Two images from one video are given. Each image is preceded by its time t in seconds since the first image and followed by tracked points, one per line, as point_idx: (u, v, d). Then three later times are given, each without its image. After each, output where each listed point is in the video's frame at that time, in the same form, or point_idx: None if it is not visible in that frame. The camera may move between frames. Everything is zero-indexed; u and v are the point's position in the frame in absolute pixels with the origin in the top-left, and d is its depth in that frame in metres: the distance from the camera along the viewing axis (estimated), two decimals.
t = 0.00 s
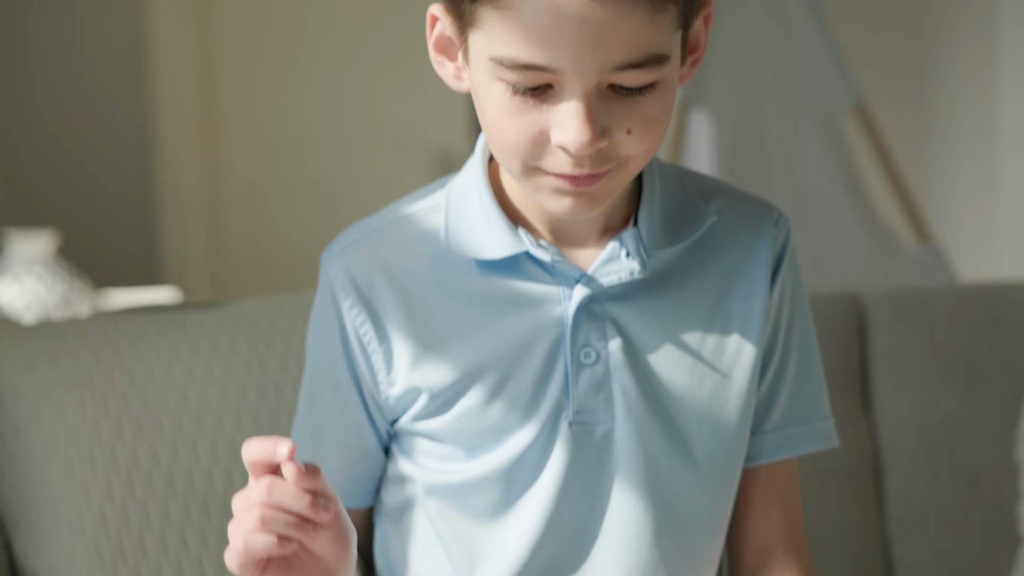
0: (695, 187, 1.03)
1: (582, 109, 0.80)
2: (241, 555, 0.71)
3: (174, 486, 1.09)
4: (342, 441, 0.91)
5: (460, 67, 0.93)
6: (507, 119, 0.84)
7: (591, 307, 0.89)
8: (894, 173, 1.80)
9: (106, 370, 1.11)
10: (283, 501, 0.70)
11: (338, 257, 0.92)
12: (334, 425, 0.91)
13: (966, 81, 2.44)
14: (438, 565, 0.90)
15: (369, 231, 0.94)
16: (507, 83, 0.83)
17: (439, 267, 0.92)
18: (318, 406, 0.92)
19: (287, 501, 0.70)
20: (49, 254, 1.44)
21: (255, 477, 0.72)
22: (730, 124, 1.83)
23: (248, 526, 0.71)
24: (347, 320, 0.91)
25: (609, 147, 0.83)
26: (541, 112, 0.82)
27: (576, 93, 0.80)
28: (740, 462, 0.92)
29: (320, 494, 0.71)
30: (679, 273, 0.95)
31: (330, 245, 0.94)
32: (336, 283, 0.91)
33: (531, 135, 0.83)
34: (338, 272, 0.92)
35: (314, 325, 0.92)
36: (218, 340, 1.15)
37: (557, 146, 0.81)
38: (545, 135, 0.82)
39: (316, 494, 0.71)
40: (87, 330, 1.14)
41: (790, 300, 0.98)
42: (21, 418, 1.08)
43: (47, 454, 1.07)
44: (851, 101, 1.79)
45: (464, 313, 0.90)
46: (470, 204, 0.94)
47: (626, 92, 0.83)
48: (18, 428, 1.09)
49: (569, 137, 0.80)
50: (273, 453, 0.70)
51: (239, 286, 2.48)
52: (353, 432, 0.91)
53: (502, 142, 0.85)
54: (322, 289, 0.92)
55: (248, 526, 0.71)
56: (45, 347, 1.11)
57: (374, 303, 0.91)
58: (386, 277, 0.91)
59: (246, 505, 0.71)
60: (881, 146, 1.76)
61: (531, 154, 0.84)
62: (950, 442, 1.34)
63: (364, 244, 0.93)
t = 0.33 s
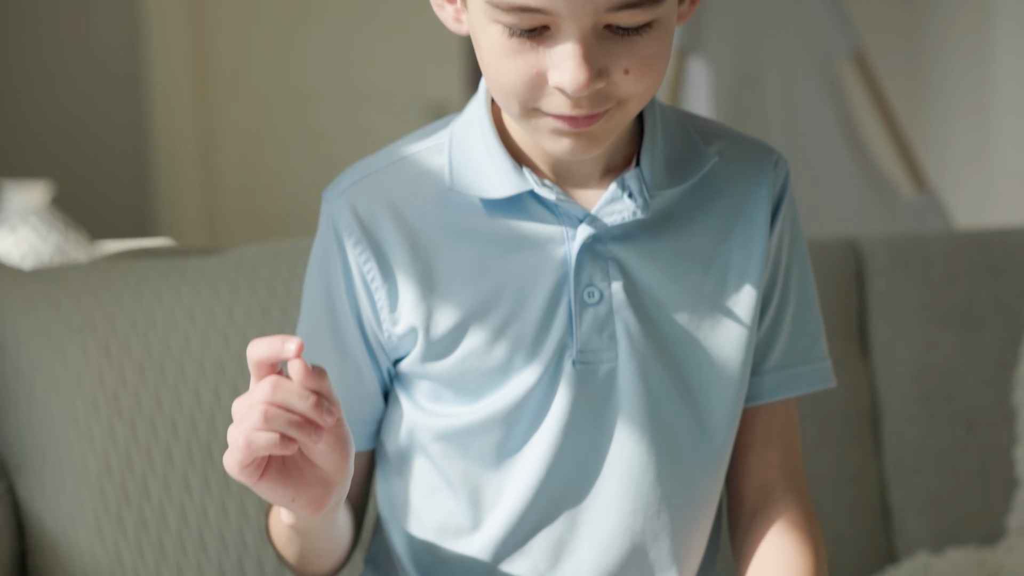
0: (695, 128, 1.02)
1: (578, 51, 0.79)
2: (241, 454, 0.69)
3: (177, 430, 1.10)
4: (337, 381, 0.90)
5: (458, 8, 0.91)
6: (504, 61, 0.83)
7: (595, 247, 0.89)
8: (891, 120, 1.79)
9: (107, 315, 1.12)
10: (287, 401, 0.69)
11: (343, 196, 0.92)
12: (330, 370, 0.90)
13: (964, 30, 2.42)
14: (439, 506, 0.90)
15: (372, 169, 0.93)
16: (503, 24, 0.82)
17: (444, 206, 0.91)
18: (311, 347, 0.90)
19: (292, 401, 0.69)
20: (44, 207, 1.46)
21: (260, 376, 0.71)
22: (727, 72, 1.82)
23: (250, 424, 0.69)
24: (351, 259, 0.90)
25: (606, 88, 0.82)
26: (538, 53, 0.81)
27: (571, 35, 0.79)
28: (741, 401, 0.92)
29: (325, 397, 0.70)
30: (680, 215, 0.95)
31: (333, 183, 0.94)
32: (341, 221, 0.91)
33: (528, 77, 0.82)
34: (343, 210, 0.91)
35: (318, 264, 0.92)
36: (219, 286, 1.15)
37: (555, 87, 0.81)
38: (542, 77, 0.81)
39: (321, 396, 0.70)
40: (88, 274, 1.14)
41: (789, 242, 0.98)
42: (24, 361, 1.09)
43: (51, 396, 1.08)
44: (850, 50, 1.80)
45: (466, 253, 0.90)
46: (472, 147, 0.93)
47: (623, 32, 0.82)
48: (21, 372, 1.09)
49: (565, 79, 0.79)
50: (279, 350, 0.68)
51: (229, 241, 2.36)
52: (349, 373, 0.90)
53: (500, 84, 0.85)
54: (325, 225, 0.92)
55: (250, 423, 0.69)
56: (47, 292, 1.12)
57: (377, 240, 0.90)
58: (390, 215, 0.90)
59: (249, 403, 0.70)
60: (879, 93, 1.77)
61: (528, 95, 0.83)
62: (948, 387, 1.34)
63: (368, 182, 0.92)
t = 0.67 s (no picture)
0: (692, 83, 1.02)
1: (578, 5, 0.79)
2: (245, 398, 0.69)
3: (177, 386, 1.11)
4: (354, 337, 0.90)
5: None
6: (504, 15, 0.82)
7: (593, 201, 0.89)
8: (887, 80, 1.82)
9: (108, 272, 1.12)
10: (288, 342, 0.68)
11: (345, 150, 0.91)
12: (346, 325, 0.90)
13: None
14: (438, 459, 0.90)
15: (374, 124, 0.93)
16: None
17: (444, 160, 0.91)
18: (332, 304, 0.91)
19: (293, 341, 0.68)
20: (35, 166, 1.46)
21: (258, 318, 0.70)
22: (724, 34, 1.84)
23: (251, 367, 0.68)
24: (354, 213, 0.89)
25: (607, 42, 0.81)
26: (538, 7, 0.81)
27: None
28: (739, 354, 0.92)
29: (326, 334, 0.70)
30: (678, 169, 0.94)
31: (334, 138, 0.93)
32: (343, 175, 0.90)
33: (528, 32, 0.81)
34: (345, 164, 0.90)
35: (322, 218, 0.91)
36: (219, 243, 1.15)
37: (555, 42, 0.80)
38: (541, 31, 0.81)
39: (321, 334, 0.69)
40: (87, 231, 1.14)
41: (787, 198, 0.98)
42: (24, 318, 1.09)
43: (51, 353, 1.09)
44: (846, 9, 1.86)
45: (467, 207, 0.89)
46: (472, 100, 0.92)
47: None
48: (21, 329, 1.10)
49: (566, 34, 0.79)
50: (276, 290, 0.68)
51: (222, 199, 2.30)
52: (368, 327, 0.90)
53: (500, 39, 0.84)
54: (326, 179, 0.91)
55: (251, 365, 0.68)
56: (46, 249, 1.12)
57: (381, 192, 0.89)
58: (393, 169, 0.90)
59: (248, 345, 0.69)
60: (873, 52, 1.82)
61: (528, 50, 0.82)
62: (945, 344, 1.35)
63: (370, 137, 0.91)
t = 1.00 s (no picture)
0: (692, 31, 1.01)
1: None
2: (259, 335, 0.69)
3: (177, 340, 1.11)
4: (357, 288, 0.89)
5: None
6: None
7: (594, 150, 0.89)
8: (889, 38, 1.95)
9: (106, 227, 1.12)
10: (302, 280, 0.68)
11: (348, 99, 0.90)
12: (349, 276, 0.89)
13: None
14: (440, 411, 0.89)
15: (375, 74, 0.91)
16: None
17: (446, 110, 0.90)
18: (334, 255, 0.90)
19: (307, 279, 0.68)
20: (27, 122, 1.45)
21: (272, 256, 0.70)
22: None
23: (265, 304, 0.69)
24: (357, 162, 0.88)
25: None
26: None
27: None
28: (740, 303, 0.92)
29: (341, 274, 0.69)
30: (679, 118, 0.93)
31: (336, 87, 0.92)
32: (345, 124, 0.89)
33: None
34: (348, 113, 0.89)
35: (324, 168, 0.91)
36: (217, 197, 1.15)
37: None
38: None
39: (336, 273, 0.69)
40: (85, 185, 1.14)
41: (786, 146, 0.97)
42: (23, 272, 1.09)
43: (51, 307, 1.09)
44: None
45: (470, 157, 0.89)
46: (473, 49, 0.91)
47: None
48: (20, 283, 1.09)
49: None
50: (291, 228, 0.68)
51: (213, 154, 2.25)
52: (371, 278, 0.89)
53: None
54: (328, 129, 0.90)
55: (265, 303, 0.69)
56: (44, 204, 1.11)
57: (384, 141, 0.88)
58: (395, 118, 0.89)
59: (262, 283, 0.70)
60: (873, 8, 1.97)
61: None
62: (941, 298, 1.36)
63: (371, 86, 0.90)
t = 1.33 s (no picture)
0: None
1: None
2: (258, 304, 0.68)
3: (179, 303, 1.11)
4: (358, 249, 0.89)
5: None
6: None
7: (598, 110, 0.88)
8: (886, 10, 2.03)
9: (107, 189, 1.12)
10: (301, 247, 0.67)
11: (351, 59, 0.89)
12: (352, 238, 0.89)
13: None
14: (443, 371, 0.89)
15: (378, 34, 0.91)
16: None
17: (450, 70, 0.89)
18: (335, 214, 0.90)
19: (305, 246, 0.67)
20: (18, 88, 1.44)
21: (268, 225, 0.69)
22: None
23: (264, 272, 0.67)
24: (361, 122, 0.88)
25: None
26: None
27: None
28: (742, 264, 0.92)
29: (339, 240, 0.68)
30: (683, 78, 0.93)
31: (339, 47, 0.91)
32: (349, 84, 0.88)
33: None
34: (351, 73, 0.88)
35: (327, 129, 0.90)
36: (216, 158, 1.16)
37: None
38: None
39: (334, 240, 0.68)
40: (83, 147, 1.14)
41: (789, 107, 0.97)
42: (24, 233, 1.08)
43: (51, 270, 1.08)
44: None
45: (473, 117, 0.88)
46: (476, 8, 0.91)
47: None
48: (21, 245, 1.09)
49: None
50: (289, 195, 0.67)
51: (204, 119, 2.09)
52: (372, 239, 0.89)
53: None
54: (331, 89, 0.90)
55: (263, 271, 0.67)
56: (44, 164, 1.11)
57: (387, 101, 0.88)
58: (398, 79, 0.88)
59: (259, 250, 0.68)
60: None
61: None
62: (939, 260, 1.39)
63: (374, 46, 0.90)
